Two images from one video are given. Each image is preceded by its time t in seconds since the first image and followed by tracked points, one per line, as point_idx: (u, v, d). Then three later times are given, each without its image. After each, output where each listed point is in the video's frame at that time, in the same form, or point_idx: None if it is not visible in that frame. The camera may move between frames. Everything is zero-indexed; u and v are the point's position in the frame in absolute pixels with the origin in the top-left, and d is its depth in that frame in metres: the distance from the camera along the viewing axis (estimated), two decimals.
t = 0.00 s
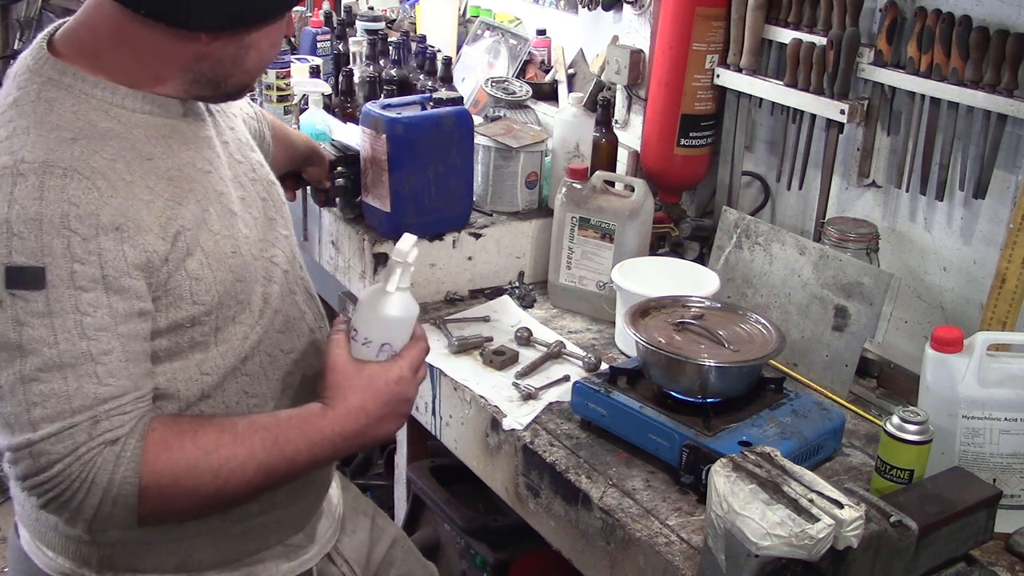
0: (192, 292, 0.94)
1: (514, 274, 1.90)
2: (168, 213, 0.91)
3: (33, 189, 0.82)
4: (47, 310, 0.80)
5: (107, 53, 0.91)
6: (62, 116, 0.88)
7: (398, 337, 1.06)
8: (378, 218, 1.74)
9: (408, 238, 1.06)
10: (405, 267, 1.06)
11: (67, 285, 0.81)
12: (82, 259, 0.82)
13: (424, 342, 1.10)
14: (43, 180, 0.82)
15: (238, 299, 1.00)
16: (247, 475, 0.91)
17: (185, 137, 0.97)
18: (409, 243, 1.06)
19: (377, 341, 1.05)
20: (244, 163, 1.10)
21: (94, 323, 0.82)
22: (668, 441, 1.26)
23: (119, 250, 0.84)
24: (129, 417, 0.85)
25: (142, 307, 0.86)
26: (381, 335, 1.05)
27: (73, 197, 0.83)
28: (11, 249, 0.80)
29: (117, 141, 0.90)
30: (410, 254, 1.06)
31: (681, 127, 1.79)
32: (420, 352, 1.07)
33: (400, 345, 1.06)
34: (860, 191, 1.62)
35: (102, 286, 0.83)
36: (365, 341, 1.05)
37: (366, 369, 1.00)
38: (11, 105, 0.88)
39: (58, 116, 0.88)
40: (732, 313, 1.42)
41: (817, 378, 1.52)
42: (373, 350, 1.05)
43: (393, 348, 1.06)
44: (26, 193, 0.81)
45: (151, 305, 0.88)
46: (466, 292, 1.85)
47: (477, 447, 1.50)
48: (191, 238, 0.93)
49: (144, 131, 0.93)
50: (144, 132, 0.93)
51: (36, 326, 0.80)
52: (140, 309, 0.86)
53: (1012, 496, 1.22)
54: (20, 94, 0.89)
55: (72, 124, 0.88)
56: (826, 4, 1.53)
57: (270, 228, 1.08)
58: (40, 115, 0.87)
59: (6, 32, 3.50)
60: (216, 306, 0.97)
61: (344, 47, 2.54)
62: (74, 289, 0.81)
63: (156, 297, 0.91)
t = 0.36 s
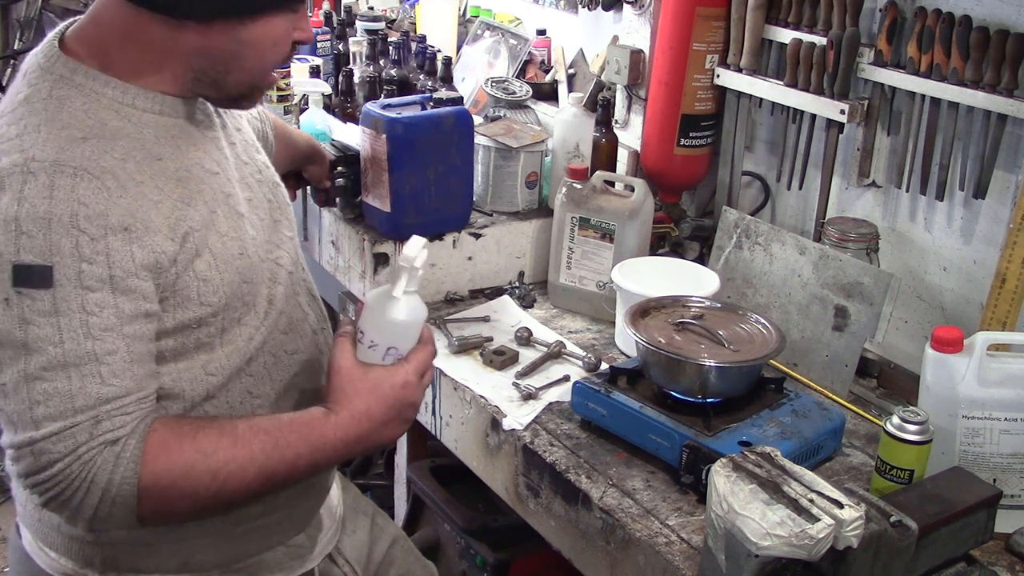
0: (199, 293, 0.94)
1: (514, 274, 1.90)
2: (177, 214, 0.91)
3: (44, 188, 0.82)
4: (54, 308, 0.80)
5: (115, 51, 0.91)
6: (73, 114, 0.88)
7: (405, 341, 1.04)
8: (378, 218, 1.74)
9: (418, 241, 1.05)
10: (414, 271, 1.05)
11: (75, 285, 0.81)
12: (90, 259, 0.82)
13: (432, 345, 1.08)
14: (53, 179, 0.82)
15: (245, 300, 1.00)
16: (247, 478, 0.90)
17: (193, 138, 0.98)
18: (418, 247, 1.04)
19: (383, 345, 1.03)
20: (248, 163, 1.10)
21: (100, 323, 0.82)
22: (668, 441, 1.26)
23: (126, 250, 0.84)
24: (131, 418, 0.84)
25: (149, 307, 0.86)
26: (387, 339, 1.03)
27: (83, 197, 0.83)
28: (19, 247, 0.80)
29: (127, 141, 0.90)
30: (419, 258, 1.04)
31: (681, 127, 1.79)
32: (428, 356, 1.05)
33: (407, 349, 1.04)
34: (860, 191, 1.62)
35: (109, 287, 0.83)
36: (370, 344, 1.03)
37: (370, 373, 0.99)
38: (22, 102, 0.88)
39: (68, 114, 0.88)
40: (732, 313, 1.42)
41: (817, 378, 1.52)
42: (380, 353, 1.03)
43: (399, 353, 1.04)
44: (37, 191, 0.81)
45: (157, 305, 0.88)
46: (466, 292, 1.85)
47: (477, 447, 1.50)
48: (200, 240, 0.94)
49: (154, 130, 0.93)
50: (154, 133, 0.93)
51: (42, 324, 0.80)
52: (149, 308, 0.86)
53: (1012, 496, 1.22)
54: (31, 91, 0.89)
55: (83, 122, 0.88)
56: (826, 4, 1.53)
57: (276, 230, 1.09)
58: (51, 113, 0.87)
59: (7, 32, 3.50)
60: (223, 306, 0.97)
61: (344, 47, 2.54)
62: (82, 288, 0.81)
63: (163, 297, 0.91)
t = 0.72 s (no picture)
0: (202, 297, 0.96)
1: (514, 274, 1.90)
2: (181, 218, 0.94)
3: (44, 189, 0.83)
4: (49, 311, 0.82)
5: (105, 50, 0.94)
6: (78, 114, 0.90)
7: (415, 380, 0.96)
8: (378, 217, 1.74)
9: (439, 276, 0.95)
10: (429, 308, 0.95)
11: (71, 288, 0.82)
12: (86, 261, 0.83)
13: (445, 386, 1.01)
14: (54, 181, 0.84)
15: (248, 305, 1.02)
16: (228, 501, 0.87)
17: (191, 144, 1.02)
18: (439, 283, 0.95)
19: (391, 381, 0.95)
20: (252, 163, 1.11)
21: (93, 327, 0.83)
22: (668, 441, 1.26)
23: (124, 254, 0.86)
24: (118, 425, 0.85)
25: (147, 310, 0.88)
26: (397, 375, 0.95)
27: (82, 199, 0.84)
28: (16, 247, 0.81)
29: (130, 145, 0.93)
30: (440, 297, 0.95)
31: (681, 127, 1.79)
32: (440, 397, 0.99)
33: (414, 388, 0.96)
34: (860, 191, 1.62)
35: (104, 290, 0.84)
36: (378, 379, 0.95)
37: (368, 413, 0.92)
38: (29, 99, 0.91)
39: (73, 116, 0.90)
40: (732, 313, 1.42)
41: (817, 378, 1.52)
42: (384, 389, 0.95)
43: (407, 391, 0.96)
44: (37, 192, 0.83)
45: (156, 309, 0.90)
46: (466, 292, 1.85)
47: (478, 447, 1.50)
48: (204, 244, 0.96)
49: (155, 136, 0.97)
50: (161, 138, 0.97)
51: (35, 326, 0.81)
52: (145, 310, 0.87)
53: (1012, 496, 1.22)
54: (40, 90, 0.91)
55: (87, 123, 0.90)
56: (826, 4, 1.53)
57: (279, 232, 1.10)
58: (56, 111, 0.89)
59: (6, 32, 3.50)
60: (226, 310, 0.99)
61: (344, 47, 2.55)
62: (77, 292, 0.83)
63: (165, 301, 0.93)
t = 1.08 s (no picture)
0: (201, 300, 0.97)
1: (514, 275, 1.90)
2: (180, 220, 0.95)
3: (39, 189, 0.84)
4: (41, 309, 0.82)
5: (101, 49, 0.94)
6: (82, 115, 0.92)
7: (406, 390, 0.96)
8: (378, 217, 1.74)
9: (430, 284, 0.95)
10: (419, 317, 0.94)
11: (64, 288, 0.83)
12: (78, 262, 0.84)
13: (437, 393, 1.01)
14: (49, 181, 0.85)
15: (249, 308, 1.03)
16: (212, 506, 0.88)
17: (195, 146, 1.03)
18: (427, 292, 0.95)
19: (381, 391, 0.94)
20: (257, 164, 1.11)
21: (85, 327, 0.84)
22: (668, 441, 1.26)
23: (117, 255, 0.87)
24: (106, 425, 0.85)
25: (142, 312, 0.89)
26: (388, 385, 0.94)
27: (77, 200, 0.85)
28: (10, 247, 0.82)
29: (130, 144, 0.94)
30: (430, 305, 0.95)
31: (681, 127, 1.79)
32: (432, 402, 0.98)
33: (405, 397, 0.96)
34: (860, 191, 1.62)
35: (97, 291, 0.85)
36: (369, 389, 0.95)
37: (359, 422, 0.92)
38: (33, 97, 0.92)
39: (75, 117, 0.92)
40: (732, 313, 1.42)
41: (818, 378, 1.52)
42: (374, 398, 0.95)
43: (398, 400, 0.96)
44: (32, 192, 0.84)
45: (151, 311, 0.91)
46: (466, 292, 1.85)
47: (478, 447, 1.50)
48: (204, 248, 0.97)
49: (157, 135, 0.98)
50: (161, 138, 0.98)
51: (28, 324, 0.82)
52: (139, 311, 0.88)
53: (1012, 496, 1.22)
54: (42, 91, 0.93)
55: (86, 125, 0.91)
56: (826, 4, 1.53)
57: (280, 232, 1.10)
58: (58, 112, 0.91)
59: (6, 32, 3.51)
60: (226, 313, 1.00)
61: (344, 47, 2.55)
62: (69, 293, 0.83)
63: (163, 302, 0.94)
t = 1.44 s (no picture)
0: (205, 300, 0.97)
1: (514, 275, 1.90)
2: (184, 220, 0.95)
3: (43, 186, 0.84)
4: (42, 306, 0.82)
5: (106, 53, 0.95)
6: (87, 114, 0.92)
7: (402, 386, 0.95)
8: (378, 217, 1.74)
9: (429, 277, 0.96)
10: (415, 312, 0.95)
11: (65, 286, 0.83)
12: (81, 260, 0.84)
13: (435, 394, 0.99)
14: (53, 179, 0.85)
15: (252, 309, 1.03)
16: (199, 504, 0.86)
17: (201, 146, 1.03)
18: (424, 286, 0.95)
19: (376, 385, 0.94)
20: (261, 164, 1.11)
21: (85, 325, 0.84)
22: (668, 441, 1.26)
23: (120, 254, 0.87)
24: (102, 422, 0.85)
25: (142, 312, 0.89)
26: (383, 380, 0.94)
27: (81, 198, 0.85)
28: (13, 243, 0.82)
29: (135, 144, 0.94)
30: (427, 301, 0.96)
31: (681, 127, 1.79)
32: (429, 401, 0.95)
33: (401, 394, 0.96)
34: (860, 191, 1.62)
35: (98, 289, 0.85)
36: (365, 384, 0.94)
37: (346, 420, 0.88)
38: (40, 97, 0.93)
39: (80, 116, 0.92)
40: (732, 313, 1.42)
41: (818, 378, 1.52)
42: (370, 392, 0.94)
43: (393, 396, 0.95)
44: (36, 189, 0.84)
45: (153, 310, 0.91)
46: (466, 292, 1.85)
47: (477, 447, 1.51)
48: (208, 248, 0.97)
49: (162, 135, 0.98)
50: (168, 139, 0.98)
51: (29, 322, 0.82)
52: (140, 311, 0.88)
53: (1012, 496, 1.22)
54: (49, 90, 0.93)
55: (91, 126, 0.92)
56: (826, 4, 1.53)
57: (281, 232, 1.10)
58: (65, 112, 0.91)
59: (5, 32, 3.51)
60: (230, 313, 1.00)
61: (344, 47, 2.55)
62: (71, 291, 0.83)
63: (166, 302, 0.94)
